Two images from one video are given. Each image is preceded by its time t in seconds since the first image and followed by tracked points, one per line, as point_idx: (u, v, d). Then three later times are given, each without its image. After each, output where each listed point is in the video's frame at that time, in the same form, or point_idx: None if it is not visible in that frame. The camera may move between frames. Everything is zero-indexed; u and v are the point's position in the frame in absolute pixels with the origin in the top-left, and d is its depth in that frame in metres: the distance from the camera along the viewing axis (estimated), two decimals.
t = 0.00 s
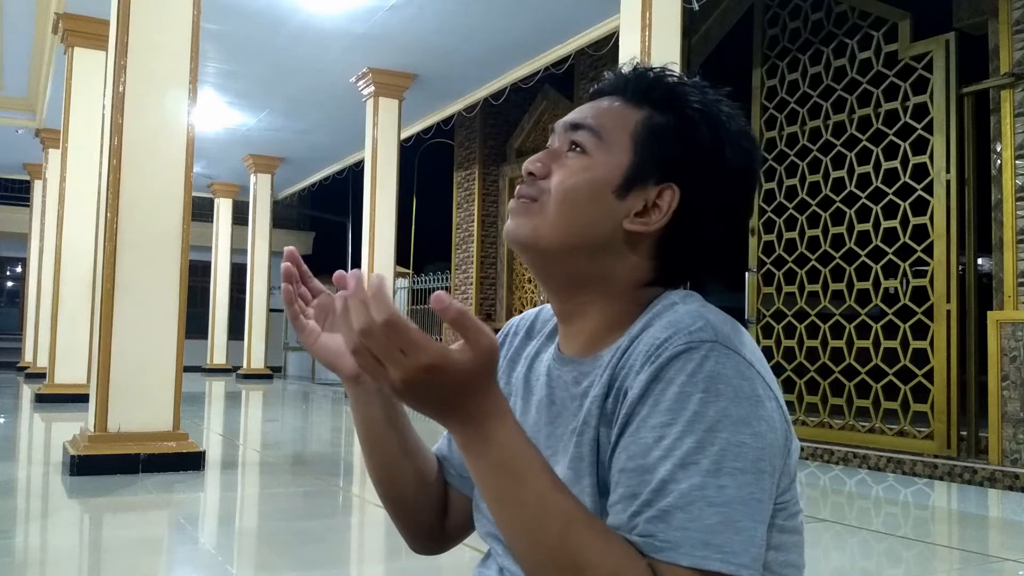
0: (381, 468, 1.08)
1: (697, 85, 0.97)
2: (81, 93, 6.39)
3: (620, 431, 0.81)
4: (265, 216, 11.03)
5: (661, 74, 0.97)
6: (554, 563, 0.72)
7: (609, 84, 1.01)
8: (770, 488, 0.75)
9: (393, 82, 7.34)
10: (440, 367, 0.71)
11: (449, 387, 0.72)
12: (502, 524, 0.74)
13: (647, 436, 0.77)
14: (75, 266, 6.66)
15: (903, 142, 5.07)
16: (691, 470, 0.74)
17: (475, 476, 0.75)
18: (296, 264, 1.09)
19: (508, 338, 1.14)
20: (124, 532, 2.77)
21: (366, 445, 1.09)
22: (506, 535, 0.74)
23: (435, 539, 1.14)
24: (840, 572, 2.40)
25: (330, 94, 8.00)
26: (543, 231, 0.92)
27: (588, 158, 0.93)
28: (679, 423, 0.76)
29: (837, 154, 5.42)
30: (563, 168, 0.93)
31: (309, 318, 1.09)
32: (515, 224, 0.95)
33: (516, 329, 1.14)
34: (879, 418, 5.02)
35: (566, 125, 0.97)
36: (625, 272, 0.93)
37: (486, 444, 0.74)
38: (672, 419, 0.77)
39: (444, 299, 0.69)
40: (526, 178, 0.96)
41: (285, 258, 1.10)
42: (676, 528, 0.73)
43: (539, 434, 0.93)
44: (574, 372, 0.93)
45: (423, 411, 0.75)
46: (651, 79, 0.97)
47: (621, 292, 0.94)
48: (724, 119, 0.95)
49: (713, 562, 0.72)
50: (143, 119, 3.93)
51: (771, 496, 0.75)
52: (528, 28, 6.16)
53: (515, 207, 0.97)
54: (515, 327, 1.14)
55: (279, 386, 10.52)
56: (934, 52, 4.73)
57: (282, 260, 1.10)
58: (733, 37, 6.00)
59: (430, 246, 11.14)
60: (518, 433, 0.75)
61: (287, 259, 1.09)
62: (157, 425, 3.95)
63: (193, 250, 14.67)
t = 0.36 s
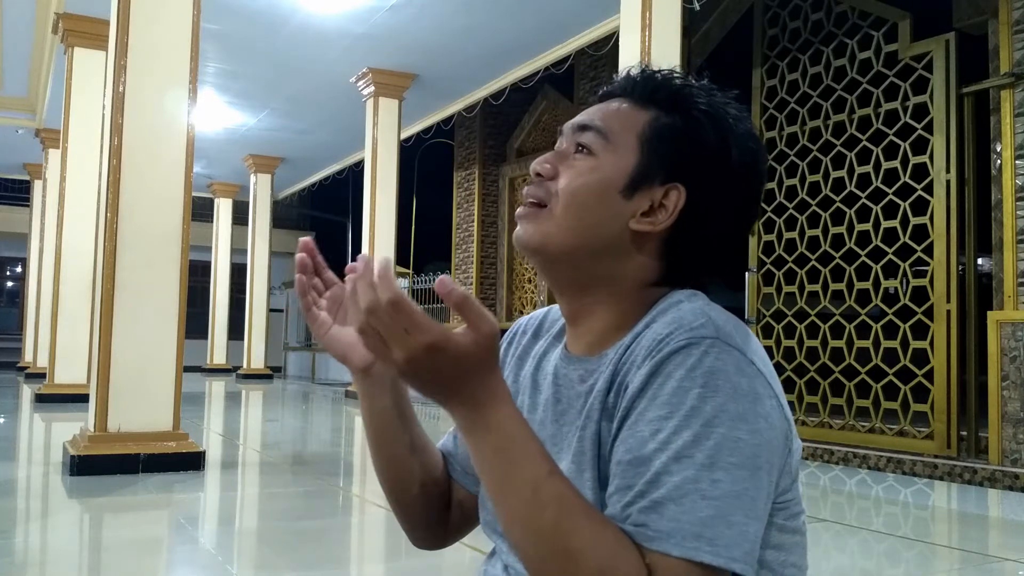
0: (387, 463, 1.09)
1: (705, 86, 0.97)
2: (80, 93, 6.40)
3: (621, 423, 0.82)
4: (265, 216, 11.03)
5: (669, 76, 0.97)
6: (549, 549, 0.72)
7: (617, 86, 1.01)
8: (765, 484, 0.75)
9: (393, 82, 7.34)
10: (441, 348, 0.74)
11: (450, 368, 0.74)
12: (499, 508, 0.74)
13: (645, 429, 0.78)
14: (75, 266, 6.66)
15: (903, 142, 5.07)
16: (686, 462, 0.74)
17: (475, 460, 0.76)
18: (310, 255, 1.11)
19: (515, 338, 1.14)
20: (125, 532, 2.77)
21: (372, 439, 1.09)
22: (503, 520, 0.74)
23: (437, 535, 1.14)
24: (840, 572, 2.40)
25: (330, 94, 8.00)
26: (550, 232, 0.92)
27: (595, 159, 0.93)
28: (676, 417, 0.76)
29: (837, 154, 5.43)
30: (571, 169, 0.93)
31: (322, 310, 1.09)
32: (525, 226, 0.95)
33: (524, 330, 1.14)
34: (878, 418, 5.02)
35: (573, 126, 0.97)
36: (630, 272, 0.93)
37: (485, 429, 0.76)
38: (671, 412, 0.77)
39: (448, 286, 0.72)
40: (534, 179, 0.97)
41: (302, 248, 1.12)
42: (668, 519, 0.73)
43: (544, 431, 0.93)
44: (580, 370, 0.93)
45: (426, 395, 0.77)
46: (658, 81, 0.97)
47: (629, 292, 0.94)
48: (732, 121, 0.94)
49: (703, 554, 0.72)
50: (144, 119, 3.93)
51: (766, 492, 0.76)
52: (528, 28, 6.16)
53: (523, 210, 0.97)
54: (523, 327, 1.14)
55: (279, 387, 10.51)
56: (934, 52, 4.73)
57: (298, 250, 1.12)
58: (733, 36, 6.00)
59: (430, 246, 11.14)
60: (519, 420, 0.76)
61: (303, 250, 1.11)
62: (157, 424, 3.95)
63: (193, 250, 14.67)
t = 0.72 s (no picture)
0: (406, 452, 1.09)
1: (716, 83, 0.96)
2: (81, 93, 6.40)
3: (641, 413, 0.82)
4: (265, 216, 11.03)
5: (680, 75, 0.97)
6: (567, 526, 0.72)
7: (629, 87, 1.00)
8: (783, 478, 0.75)
9: (393, 82, 7.34)
10: (471, 323, 0.75)
11: (479, 345, 0.75)
12: (520, 486, 0.75)
13: (666, 417, 0.78)
14: (76, 266, 6.66)
15: (903, 142, 5.06)
16: (706, 451, 0.74)
17: (498, 438, 0.76)
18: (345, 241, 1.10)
19: (536, 335, 1.14)
20: (123, 531, 2.77)
21: (391, 426, 1.10)
22: (524, 499, 0.75)
23: (450, 528, 1.14)
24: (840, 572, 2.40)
25: (330, 95, 8.00)
26: (571, 236, 0.91)
27: (612, 163, 0.92)
28: (698, 406, 0.76)
29: (837, 154, 5.43)
30: (590, 174, 0.92)
31: (352, 298, 1.09)
32: (546, 230, 0.94)
33: (545, 328, 1.14)
34: (879, 418, 5.01)
35: (588, 131, 0.96)
36: (652, 271, 0.93)
37: (509, 409, 0.77)
38: (692, 401, 0.77)
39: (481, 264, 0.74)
40: (553, 185, 0.95)
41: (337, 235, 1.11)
42: (687, 504, 0.73)
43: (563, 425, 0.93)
44: (601, 364, 0.93)
45: (452, 373, 0.78)
46: (671, 80, 0.96)
47: (650, 291, 0.94)
48: (744, 118, 0.95)
49: (721, 540, 0.72)
50: (144, 118, 3.93)
51: (783, 485, 0.75)
52: (528, 28, 6.16)
53: (544, 215, 0.96)
54: (544, 326, 1.14)
55: (279, 387, 10.52)
56: (934, 52, 4.73)
57: (333, 238, 1.11)
58: (733, 36, 6.00)
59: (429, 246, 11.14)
60: (543, 401, 0.77)
61: (338, 236, 1.10)
62: (156, 424, 3.95)
63: (193, 250, 14.67)
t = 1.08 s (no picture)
0: (415, 447, 1.09)
1: (739, 89, 0.96)
2: (81, 93, 6.40)
3: (650, 410, 0.82)
4: (265, 216, 11.03)
5: (705, 78, 0.96)
6: (572, 520, 0.72)
7: (653, 88, 1.00)
8: (789, 477, 0.75)
9: (393, 82, 7.34)
10: (480, 317, 0.75)
11: (488, 338, 0.75)
12: (527, 479, 0.75)
13: (674, 414, 0.78)
14: (76, 266, 6.66)
15: (903, 141, 5.06)
16: (713, 448, 0.74)
17: (506, 432, 0.76)
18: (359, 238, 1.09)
19: (547, 333, 1.15)
20: (124, 531, 2.77)
21: (401, 421, 1.10)
22: (530, 492, 0.75)
23: (458, 523, 1.14)
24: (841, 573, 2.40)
25: (330, 95, 8.00)
26: (588, 233, 0.91)
27: (632, 162, 0.92)
28: (707, 403, 0.76)
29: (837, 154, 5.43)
30: (608, 171, 0.92)
31: (366, 292, 1.09)
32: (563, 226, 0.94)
33: (556, 326, 1.14)
34: (879, 418, 5.01)
35: (610, 129, 0.96)
36: (664, 270, 0.93)
37: (517, 402, 0.77)
38: (701, 399, 0.77)
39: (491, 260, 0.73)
40: (572, 181, 0.96)
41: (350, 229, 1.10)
42: (693, 501, 0.73)
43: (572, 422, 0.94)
44: (611, 362, 0.93)
45: (461, 367, 0.78)
46: (695, 83, 0.96)
47: (662, 290, 0.94)
48: (766, 124, 0.94)
49: (726, 537, 0.72)
50: (144, 118, 3.93)
51: (790, 485, 0.75)
52: (528, 28, 6.16)
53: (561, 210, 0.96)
54: (555, 324, 1.14)
55: (279, 387, 10.52)
56: (934, 52, 4.73)
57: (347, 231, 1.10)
58: (733, 36, 5.99)
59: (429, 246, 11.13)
60: (551, 396, 0.77)
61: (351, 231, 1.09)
62: (156, 424, 3.95)
63: (193, 250, 14.68)
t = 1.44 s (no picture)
0: (415, 449, 1.09)
1: (744, 91, 0.96)
2: (81, 93, 6.40)
3: (653, 414, 0.82)
4: (265, 215, 11.03)
5: (710, 80, 0.96)
6: (577, 523, 0.72)
7: (658, 90, 1.00)
8: (794, 481, 0.75)
9: (392, 82, 7.34)
10: (484, 321, 0.75)
11: (493, 343, 0.75)
12: (532, 482, 0.75)
13: (678, 417, 0.78)
14: (76, 267, 6.66)
15: (903, 141, 5.06)
16: (718, 452, 0.74)
17: (509, 435, 0.76)
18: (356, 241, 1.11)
19: (549, 333, 1.15)
20: (124, 532, 2.77)
21: (402, 424, 1.10)
22: (535, 496, 0.75)
23: (459, 524, 1.14)
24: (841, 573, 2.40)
25: (331, 95, 8.00)
26: (591, 235, 0.91)
27: (636, 163, 0.92)
28: (711, 407, 0.76)
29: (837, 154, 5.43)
30: (612, 173, 0.92)
31: (363, 297, 1.09)
32: (565, 228, 0.94)
33: (558, 327, 1.14)
34: (879, 418, 5.01)
35: (615, 129, 0.96)
36: (668, 272, 0.93)
37: (521, 406, 0.77)
38: (706, 403, 0.77)
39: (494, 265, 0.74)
40: (574, 182, 0.96)
41: (346, 235, 1.11)
42: (697, 506, 0.73)
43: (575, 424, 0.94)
44: (614, 365, 0.93)
45: (464, 370, 0.78)
46: (700, 85, 0.96)
47: (665, 292, 0.94)
48: (771, 126, 0.94)
49: (731, 542, 0.72)
50: (144, 118, 3.93)
51: (795, 489, 0.75)
52: (528, 28, 6.16)
53: (563, 211, 0.96)
54: (557, 325, 1.14)
55: (279, 387, 10.52)
56: (934, 52, 4.73)
57: (343, 237, 1.12)
58: (734, 36, 5.99)
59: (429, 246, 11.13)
60: (555, 399, 0.77)
61: (348, 235, 1.11)
62: (156, 425, 3.95)
63: (193, 250, 14.68)
